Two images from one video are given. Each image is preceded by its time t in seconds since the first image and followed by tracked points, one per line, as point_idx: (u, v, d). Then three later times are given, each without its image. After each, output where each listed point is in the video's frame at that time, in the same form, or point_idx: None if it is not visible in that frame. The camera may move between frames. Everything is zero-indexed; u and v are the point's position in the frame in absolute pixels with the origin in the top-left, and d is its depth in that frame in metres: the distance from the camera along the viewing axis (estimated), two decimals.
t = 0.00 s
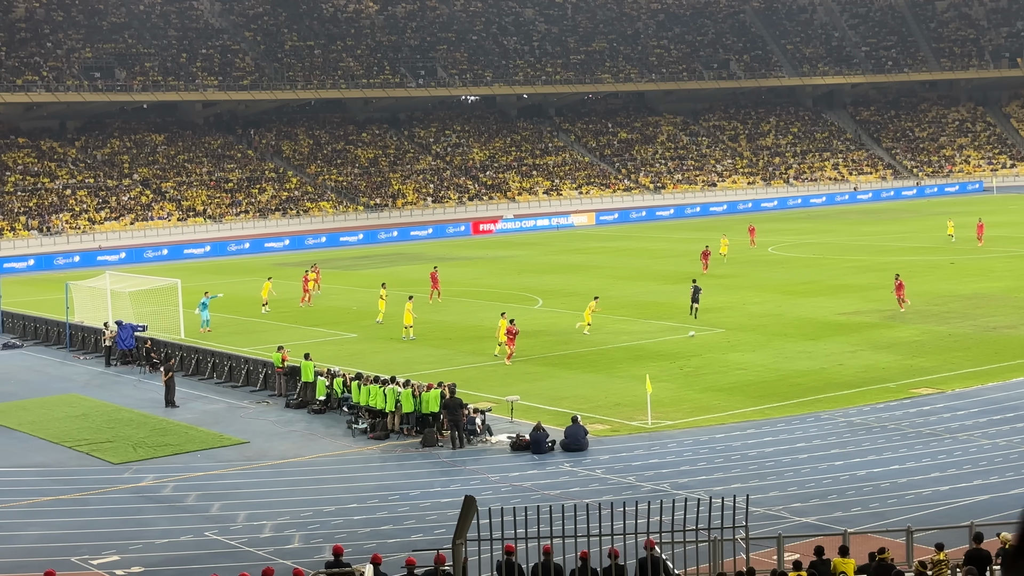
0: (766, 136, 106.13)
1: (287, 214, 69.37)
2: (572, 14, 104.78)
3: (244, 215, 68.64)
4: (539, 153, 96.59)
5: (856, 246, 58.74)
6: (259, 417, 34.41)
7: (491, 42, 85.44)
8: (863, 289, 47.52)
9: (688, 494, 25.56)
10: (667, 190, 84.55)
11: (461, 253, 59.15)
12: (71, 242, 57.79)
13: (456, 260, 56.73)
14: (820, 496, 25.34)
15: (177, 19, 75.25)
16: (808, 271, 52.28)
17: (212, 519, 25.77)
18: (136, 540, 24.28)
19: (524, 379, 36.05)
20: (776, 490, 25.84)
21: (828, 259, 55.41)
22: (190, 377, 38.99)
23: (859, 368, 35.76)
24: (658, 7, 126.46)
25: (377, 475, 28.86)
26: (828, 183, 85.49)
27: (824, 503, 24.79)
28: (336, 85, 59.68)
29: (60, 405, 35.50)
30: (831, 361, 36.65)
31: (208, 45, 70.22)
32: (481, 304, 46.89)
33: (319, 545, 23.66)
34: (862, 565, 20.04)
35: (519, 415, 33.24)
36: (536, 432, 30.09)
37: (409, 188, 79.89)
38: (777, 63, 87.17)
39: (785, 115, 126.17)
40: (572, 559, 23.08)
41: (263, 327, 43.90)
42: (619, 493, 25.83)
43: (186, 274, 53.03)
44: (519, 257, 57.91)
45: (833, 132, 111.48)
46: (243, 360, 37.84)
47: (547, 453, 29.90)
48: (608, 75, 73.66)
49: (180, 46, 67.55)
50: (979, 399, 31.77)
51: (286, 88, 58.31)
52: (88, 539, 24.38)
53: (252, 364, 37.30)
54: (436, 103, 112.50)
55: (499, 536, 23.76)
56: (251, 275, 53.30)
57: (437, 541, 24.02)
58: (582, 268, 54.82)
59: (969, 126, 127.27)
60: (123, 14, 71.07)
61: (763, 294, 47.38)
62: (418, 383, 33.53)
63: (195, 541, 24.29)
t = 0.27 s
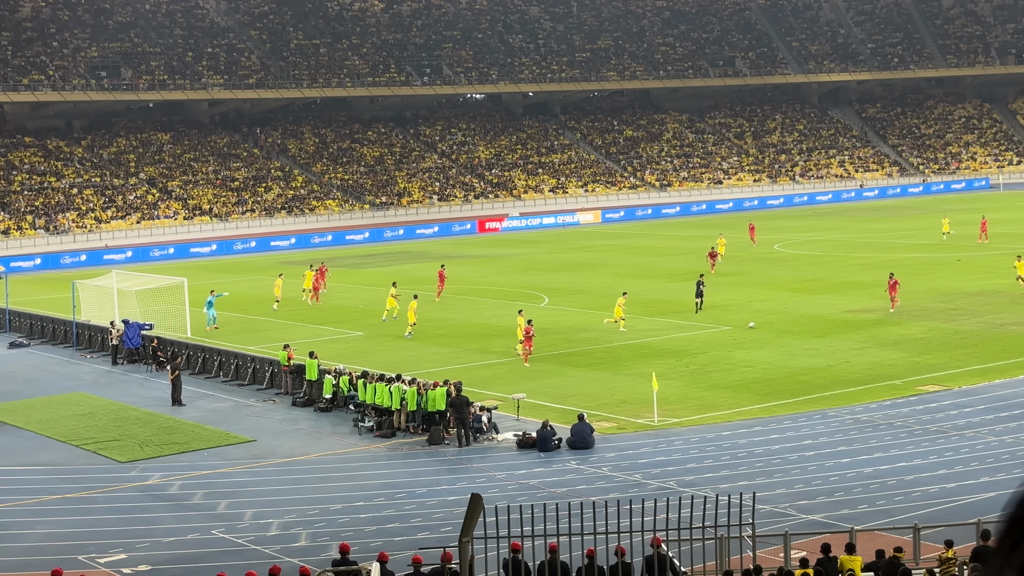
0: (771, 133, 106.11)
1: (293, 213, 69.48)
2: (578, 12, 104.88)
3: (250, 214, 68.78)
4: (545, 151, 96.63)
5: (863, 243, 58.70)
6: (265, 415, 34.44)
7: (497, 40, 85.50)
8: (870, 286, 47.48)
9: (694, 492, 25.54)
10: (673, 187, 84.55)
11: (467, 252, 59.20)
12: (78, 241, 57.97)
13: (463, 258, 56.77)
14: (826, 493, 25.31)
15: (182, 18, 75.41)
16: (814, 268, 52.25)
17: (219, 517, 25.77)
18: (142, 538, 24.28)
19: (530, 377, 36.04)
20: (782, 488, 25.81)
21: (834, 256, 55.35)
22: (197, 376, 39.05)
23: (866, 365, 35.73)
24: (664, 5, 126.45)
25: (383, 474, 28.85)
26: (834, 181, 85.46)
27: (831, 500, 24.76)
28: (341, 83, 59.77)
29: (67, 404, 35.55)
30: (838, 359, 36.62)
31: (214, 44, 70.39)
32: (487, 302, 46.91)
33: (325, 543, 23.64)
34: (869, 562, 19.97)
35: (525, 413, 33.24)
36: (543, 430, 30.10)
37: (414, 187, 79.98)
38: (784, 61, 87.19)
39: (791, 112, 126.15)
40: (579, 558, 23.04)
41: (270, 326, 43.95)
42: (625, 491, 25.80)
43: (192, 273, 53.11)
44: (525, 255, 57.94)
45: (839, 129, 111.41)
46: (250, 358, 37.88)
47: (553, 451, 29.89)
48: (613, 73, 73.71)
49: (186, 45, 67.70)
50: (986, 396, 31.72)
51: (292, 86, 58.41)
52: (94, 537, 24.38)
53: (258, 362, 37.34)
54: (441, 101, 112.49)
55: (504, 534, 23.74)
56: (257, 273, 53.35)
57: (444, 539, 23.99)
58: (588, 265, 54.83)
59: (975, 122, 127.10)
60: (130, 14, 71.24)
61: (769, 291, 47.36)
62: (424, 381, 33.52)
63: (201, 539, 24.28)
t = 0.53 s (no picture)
0: (775, 131, 106.14)
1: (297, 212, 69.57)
2: (581, 10, 104.99)
3: (254, 212, 68.91)
4: (548, 149, 96.71)
5: (866, 241, 58.72)
6: (269, 414, 34.48)
7: (500, 38, 85.58)
8: (874, 284, 47.49)
9: (699, 489, 25.57)
10: (676, 185, 84.57)
11: (471, 250, 59.26)
12: (82, 240, 58.07)
13: (466, 257, 56.79)
14: (830, 491, 25.30)
15: (186, 16, 75.53)
16: (818, 266, 52.27)
17: (224, 516, 25.79)
18: (147, 538, 24.28)
19: (534, 375, 36.08)
20: (787, 485, 25.81)
21: (838, 254, 55.38)
22: (201, 375, 39.12)
23: (869, 363, 35.75)
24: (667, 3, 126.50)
25: (387, 472, 28.89)
26: (838, 178, 85.51)
27: (835, 498, 24.74)
28: (344, 82, 59.85)
29: (71, 403, 35.60)
30: (841, 356, 36.66)
31: (217, 43, 70.47)
32: (491, 300, 46.98)
33: (330, 542, 23.63)
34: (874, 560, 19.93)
35: (529, 411, 33.29)
36: (546, 428, 30.13)
37: (418, 185, 80.05)
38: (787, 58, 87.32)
39: (795, 110, 126.34)
40: (583, 556, 23.03)
41: (274, 325, 44.00)
42: (629, 489, 25.86)
43: (196, 272, 53.17)
44: (528, 254, 57.96)
45: (843, 127, 111.47)
46: (254, 358, 37.94)
47: (557, 449, 29.92)
48: (616, 71, 73.85)
49: (189, 44, 67.82)
50: (990, 394, 31.73)
51: (295, 85, 58.56)
52: (101, 536, 24.38)
53: (262, 361, 37.40)
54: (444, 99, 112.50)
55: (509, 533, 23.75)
56: (261, 272, 53.39)
57: (448, 537, 24.00)
58: (592, 263, 54.87)
59: (979, 120, 127.06)
60: (132, 13, 71.30)
61: (773, 289, 47.38)
62: (428, 379, 33.55)
63: (206, 538, 24.29)
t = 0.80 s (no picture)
0: (776, 129, 106.16)
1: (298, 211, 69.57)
2: (582, 8, 104.97)
3: (254, 211, 68.90)
4: (549, 147, 96.74)
5: (867, 238, 58.71)
6: (271, 413, 34.50)
7: (500, 36, 85.61)
8: (875, 281, 47.49)
9: (700, 487, 25.57)
10: (677, 183, 84.55)
11: (472, 248, 59.27)
12: (83, 239, 58.11)
13: (468, 255, 56.76)
14: (832, 488, 25.29)
15: (186, 15, 75.55)
16: (819, 263, 52.26)
17: (225, 515, 25.79)
18: (149, 536, 24.28)
19: (535, 373, 36.08)
20: (788, 482, 25.80)
21: (839, 251, 55.39)
22: (203, 373, 39.14)
23: (870, 360, 35.75)
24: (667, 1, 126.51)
25: (389, 470, 28.89)
26: (839, 176, 85.50)
27: (836, 495, 24.74)
28: (345, 80, 59.90)
29: (72, 402, 35.61)
30: (842, 353, 36.66)
31: (217, 42, 70.49)
32: (492, 298, 46.99)
33: (331, 540, 23.64)
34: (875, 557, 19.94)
35: (530, 409, 33.29)
36: (548, 425, 30.11)
37: (419, 183, 80.12)
38: (788, 56, 87.34)
39: (796, 107, 126.33)
40: (585, 553, 23.02)
41: (275, 323, 44.04)
42: (630, 487, 25.86)
43: (197, 270, 53.20)
44: (529, 252, 57.97)
45: (844, 125, 111.48)
46: (255, 356, 37.97)
47: (558, 447, 29.92)
48: (616, 69, 73.84)
49: (189, 42, 67.86)
50: (992, 390, 31.73)
51: (295, 84, 58.61)
52: (102, 535, 24.38)
53: (264, 359, 37.43)
54: (445, 98, 112.53)
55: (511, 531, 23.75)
56: (262, 271, 53.40)
57: (450, 535, 24.00)
58: (593, 261, 54.89)
59: (980, 117, 127.01)
60: (132, 12, 71.33)
61: (774, 287, 47.38)
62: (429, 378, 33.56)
63: (207, 536, 24.28)
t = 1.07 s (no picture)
0: (776, 128, 106.22)
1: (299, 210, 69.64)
2: (582, 8, 105.06)
3: (255, 211, 68.96)
4: (549, 146, 96.82)
5: (868, 237, 58.73)
6: (272, 413, 34.51)
7: (500, 36, 85.69)
8: (875, 280, 47.51)
9: (701, 486, 25.58)
10: (677, 182, 84.53)
11: (472, 247, 59.32)
12: (83, 239, 58.19)
13: (468, 254, 56.76)
14: (833, 487, 25.29)
15: (186, 16, 75.65)
16: (819, 262, 52.26)
17: (227, 515, 25.80)
18: (151, 537, 24.29)
19: (536, 372, 36.09)
20: (789, 481, 25.81)
21: (839, 250, 55.41)
22: (203, 373, 39.17)
23: (871, 359, 35.76)
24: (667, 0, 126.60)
25: (390, 470, 28.89)
26: (839, 174, 85.57)
27: (837, 493, 24.74)
28: (345, 80, 59.96)
29: (74, 402, 35.62)
30: (843, 352, 36.67)
31: (217, 42, 70.60)
32: (492, 298, 47.01)
33: (332, 540, 23.65)
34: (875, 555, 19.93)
35: (531, 408, 33.31)
36: (548, 425, 30.12)
37: (419, 183, 80.19)
38: (787, 54, 87.41)
39: (796, 106, 126.39)
40: (585, 552, 23.03)
41: (276, 323, 44.07)
42: (632, 486, 25.87)
43: (198, 271, 53.24)
44: (529, 251, 57.98)
45: (844, 123, 111.55)
46: (256, 356, 37.99)
47: (559, 446, 29.92)
48: (616, 68, 73.91)
49: (189, 43, 67.97)
50: (993, 389, 31.73)
51: (295, 84, 58.72)
52: (104, 535, 24.39)
53: (264, 359, 37.46)
54: (445, 98, 112.62)
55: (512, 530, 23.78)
56: (263, 271, 53.41)
57: (451, 534, 24.02)
58: (593, 260, 54.91)
59: (980, 115, 127.02)
60: (132, 12, 71.41)
61: (774, 285, 47.38)
62: (429, 377, 33.56)
63: (209, 536, 24.28)
